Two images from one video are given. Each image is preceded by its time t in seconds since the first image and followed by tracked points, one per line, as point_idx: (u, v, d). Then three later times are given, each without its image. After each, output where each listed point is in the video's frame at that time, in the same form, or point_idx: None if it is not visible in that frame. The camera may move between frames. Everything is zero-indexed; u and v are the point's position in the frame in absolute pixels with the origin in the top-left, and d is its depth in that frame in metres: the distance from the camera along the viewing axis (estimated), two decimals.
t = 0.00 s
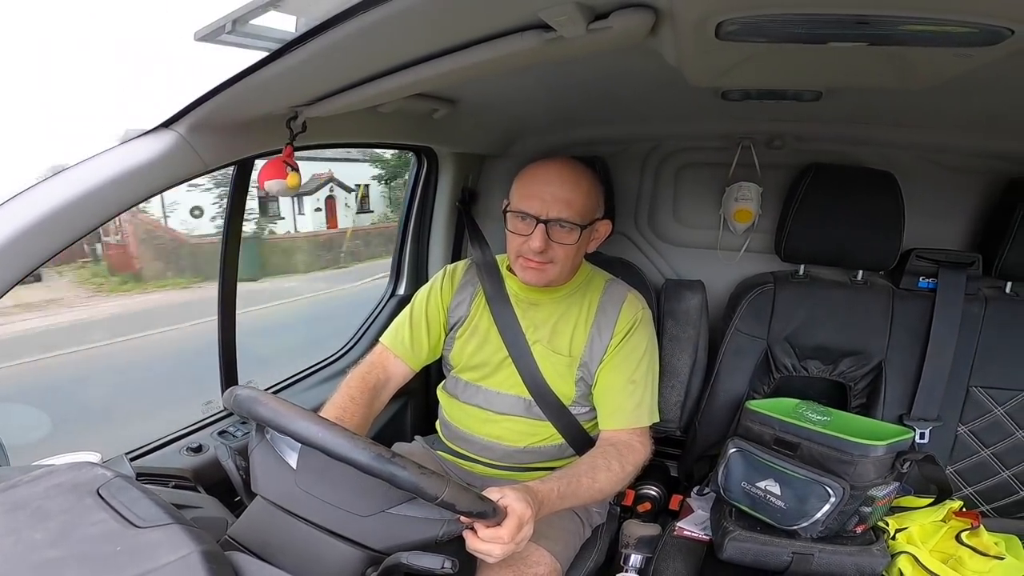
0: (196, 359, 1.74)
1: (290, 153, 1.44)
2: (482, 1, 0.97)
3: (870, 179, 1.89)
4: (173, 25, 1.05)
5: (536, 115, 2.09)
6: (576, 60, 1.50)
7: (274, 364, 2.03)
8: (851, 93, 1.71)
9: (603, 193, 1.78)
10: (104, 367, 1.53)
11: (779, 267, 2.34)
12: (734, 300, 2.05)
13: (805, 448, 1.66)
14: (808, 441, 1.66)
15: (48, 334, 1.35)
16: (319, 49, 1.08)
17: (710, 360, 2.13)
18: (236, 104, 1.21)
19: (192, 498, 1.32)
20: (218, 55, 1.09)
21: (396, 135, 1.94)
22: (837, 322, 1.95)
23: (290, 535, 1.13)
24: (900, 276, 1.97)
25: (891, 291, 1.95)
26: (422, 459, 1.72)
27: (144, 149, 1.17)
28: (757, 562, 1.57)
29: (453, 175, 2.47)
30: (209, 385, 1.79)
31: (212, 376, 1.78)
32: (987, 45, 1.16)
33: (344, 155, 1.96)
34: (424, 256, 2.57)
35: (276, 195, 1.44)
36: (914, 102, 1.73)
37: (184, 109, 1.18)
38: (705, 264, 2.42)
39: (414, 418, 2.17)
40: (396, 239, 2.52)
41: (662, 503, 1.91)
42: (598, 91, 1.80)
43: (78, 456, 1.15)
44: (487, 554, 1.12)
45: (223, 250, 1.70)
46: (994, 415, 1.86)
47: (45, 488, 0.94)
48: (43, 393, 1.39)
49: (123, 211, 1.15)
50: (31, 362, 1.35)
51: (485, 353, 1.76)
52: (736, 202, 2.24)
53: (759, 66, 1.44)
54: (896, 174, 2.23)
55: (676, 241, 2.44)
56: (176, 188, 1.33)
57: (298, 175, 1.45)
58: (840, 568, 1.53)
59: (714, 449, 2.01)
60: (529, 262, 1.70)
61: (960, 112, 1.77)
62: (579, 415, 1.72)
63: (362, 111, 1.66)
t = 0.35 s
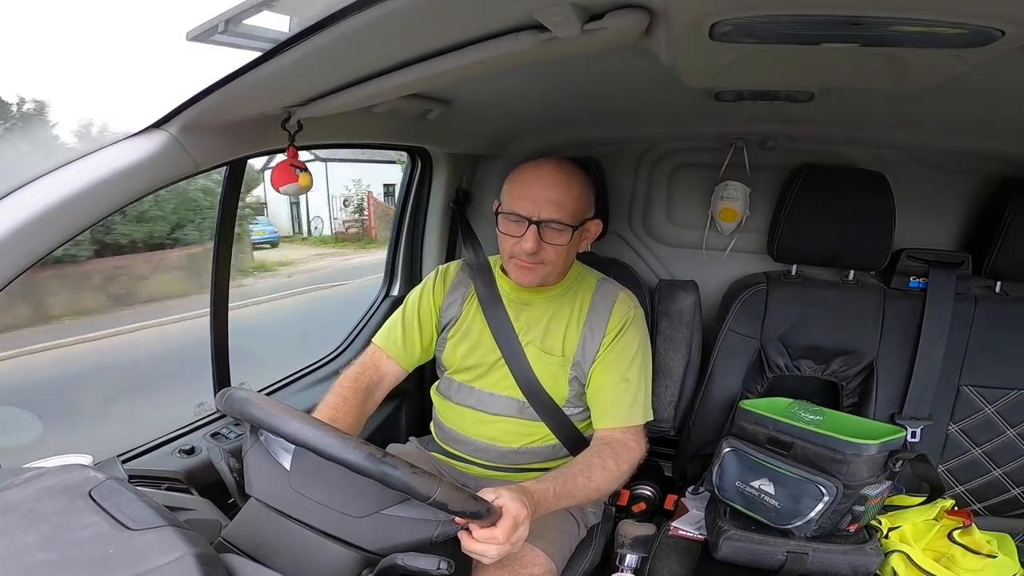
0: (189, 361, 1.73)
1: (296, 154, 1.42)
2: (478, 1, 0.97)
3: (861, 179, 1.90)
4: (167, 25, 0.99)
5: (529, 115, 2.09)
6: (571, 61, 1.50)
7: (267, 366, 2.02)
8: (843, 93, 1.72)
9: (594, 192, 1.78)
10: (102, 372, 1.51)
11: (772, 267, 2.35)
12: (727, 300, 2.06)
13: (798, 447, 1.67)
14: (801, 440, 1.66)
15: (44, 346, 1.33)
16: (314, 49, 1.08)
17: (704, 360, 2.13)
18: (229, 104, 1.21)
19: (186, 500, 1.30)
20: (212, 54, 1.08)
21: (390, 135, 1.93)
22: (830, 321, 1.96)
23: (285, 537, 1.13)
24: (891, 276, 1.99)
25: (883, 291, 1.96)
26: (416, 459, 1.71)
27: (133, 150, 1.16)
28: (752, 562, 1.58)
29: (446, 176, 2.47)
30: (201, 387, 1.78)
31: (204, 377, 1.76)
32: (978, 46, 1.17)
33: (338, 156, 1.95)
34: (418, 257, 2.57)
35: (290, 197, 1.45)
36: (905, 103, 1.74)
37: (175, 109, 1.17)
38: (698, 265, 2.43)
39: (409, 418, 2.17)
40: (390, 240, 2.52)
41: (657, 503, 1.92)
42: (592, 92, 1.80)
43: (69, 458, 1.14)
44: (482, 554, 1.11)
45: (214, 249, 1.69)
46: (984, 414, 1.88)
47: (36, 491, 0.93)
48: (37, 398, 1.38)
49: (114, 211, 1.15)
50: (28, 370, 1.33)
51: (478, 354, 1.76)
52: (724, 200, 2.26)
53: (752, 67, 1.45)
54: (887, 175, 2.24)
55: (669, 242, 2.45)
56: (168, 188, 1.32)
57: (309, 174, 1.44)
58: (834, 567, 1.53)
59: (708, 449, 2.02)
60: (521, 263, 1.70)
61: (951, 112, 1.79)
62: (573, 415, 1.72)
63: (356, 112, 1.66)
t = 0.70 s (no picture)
0: (185, 361, 1.73)
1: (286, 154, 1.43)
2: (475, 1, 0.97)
3: (856, 179, 1.91)
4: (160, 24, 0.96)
5: (526, 115, 2.09)
6: (567, 61, 1.50)
7: (263, 367, 2.01)
8: (838, 93, 1.73)
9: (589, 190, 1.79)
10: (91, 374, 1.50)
11: (767, 266, 2.36)
12: (723, 300, 2.06)
13: (794, 446, 1.67)
14: (797, 439, 1.67)
15: (39, 347, 1.32)
16: (311, 48, 1.07)
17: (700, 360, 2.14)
18: (225, 103, 1.20)
19: (183, 501, 1.30)
20: (208, 54, 1.07)
21: (386, 135, 1.93)
22: (825, 321, 1.97)
23: (283, 537, 1.12)
24: (886, 275, 1.99)
25: (878, 290, 1.97)
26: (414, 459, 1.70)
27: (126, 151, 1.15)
28: (750, 562, 1.58)
29: (443, 176, 2.47)
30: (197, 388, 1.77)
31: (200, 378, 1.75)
32: (972, 46, 1.18)
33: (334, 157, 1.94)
34: (414, 257, 2.57)
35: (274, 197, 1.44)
36: (899, 103, 1.75)
37: (169, 110, 1.17)
38: (694, 264, 2.43)
39: (406, 419, 2.17)
40: (386, 241, 2.52)
41: (654, 502, 1.92)
42: (589, 92, 1.80)
43: (64, 459, 1.13)
44: (479, 554, 1.09)
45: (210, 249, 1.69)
46: (978, 412, 1.89)
47: (32, 492, 0.92)
48: (27, 398, 1.36)
49: (107, 212, 1.14)
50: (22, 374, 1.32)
51: (476, 355, 1.76)
52: (723, 202, 2.27)
53: (748, 67, 1.45)
54: (882, 174, 2.25)
55: (666, 241, 2.45)
56: (163, 188, 1.32)
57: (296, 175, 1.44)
58: (830, 566, 1.54)
59: (705, 448, 2.02)
60: (517, 260, 1.70)
61: (945, 112, 1.80)
62: (570, 414, 1.71)
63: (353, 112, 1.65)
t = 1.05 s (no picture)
0: (181, 361, 1.72)
1: (283, 153, 1.42)
2: None
3: (851, 179, 1.92)
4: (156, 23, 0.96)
5: (522, 115, 2.09)
6: (563, 60, 1.50)
7: (260, 366, 2.01)
8: (833, 93, 1.74)
9: (581, 187, 1.79)
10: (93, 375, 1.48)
11: (763, 265, 2.36)
12: (718, 299, 2.07)
13: (790, 446, 1.68)
14: (793, 438, 1.67)
15: (33, 347, 1.31)
16: (307, 47, 1.07)
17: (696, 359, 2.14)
18: (222, 101, 1.19)
19: (178, 501, 1.29)
20: (204, 54, 1.07)
21: (383, 134, 1.92)
22: (820, 320, 1.97)
23: (278, 537, 1.12)
24: (881, 275, 2.01)
25: (872, 290, 1.98)
26: (410, 458, 1.70)
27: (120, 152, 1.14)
28: (746, 561, 1.59)
29: (439, 175, 2.47)
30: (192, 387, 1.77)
31: (196, 377, 1.75)
32: (967, 47, 1.18)
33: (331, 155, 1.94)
34: (411, 256, 2.56)
35: (274, 197, 1.44)
36: (894, 103, 1.76)
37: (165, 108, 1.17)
38: (690, 264, 2.44)
39: (402, 418, 2.16)
40: (383, 239, 2.51)
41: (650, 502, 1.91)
42: (585, 91, 1.80)
43: (59, 459, 1.12)
44: (473, 553, 1.09)
45: (205, 248, 1.68)
46: (972, 411, 1.90)
47: (26, 492, 0.92)
48: (24, 397, 1.35)
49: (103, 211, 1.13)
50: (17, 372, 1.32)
51: (472, 355, 1.75)
52: (719, 201, 2.27)
53: (744, 67, 1.45)
54: (876, 174, 2.26)
55: (662, 241, 2.45)
56: (159, 187, 1.31)
57: (294, 173, 1.43)
58: (825, 565, 1.55)
59: (701, 448, 2.02)
60: (511, 257, 1.70)
61: (940, 112, 1.80)
62: (566, 415, 1.71)
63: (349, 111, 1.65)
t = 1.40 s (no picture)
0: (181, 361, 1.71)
1: (289, 153, 1.42)
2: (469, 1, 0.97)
3: (848, 179, 1.92)
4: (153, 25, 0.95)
5: (520, 115, 2.09)
6: (560, 61, 1.50)
7: (259, 367, 2.00)
8: (830, 93, 1.74)
9: (580, 186, 1.79)
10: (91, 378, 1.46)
11: (760, 265, 2.37)
12: (717, 299, 2.07)
13: (789, 445, 1.68)
14: (791, 437, 1.67)
15: (29, 349, 1.30)
16: (305, 48, 1.07)
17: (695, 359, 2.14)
18: (219, 101, 1.19)
19: (177, 503, 1.29)
20: (201, 56, 1.07)
21: (381, 135, 1.92)
22: (818, 320, 1.98)
23: (277, 538, 1.11)
24: (879, 274, 2.02)
25: (869, 289, 1.98)
26: (409, 459, 1.70)
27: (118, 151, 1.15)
28: (746, 561, 1.59)
29: (437, 176, 2.47)
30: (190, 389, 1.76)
31: (194, 379, 1.74)
32: (962, 47, 1.19)
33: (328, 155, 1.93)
34: (409, 257, 2.57)
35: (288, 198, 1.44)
36: (891, 102, 1.76)
37: (162, 109, 1.17)
38: (689, 264, 2.44)
39: (401, 419, 2.16)
40: (381, 240, 2.51)
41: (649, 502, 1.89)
42: (582, 92, 1.81)
43: (56, 461, 1.12)
44: (468, 553, 1.08)
45: (203, 250, 1.68)
46: (970, 411, 1.90)
47: (24, 494, 0.91)
48: (23, 399, 1.32)
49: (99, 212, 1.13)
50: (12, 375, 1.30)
51: (472, 357, 1.75)
52: (716, 202, 2.27)
53: (740, 67, 1.46)
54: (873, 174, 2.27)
55: (660, 241, 2.46)
56: (156, 189, 1.31)
57: (304, 172, 1.43)
58: (825, 564, 1.55)
59: (700, 448, 2.02)
60: (513, 258, 1.70)
61: (936, 112, 1.81)
62: (566, 416, 1.72)
63: (347, 112, 1.65)
